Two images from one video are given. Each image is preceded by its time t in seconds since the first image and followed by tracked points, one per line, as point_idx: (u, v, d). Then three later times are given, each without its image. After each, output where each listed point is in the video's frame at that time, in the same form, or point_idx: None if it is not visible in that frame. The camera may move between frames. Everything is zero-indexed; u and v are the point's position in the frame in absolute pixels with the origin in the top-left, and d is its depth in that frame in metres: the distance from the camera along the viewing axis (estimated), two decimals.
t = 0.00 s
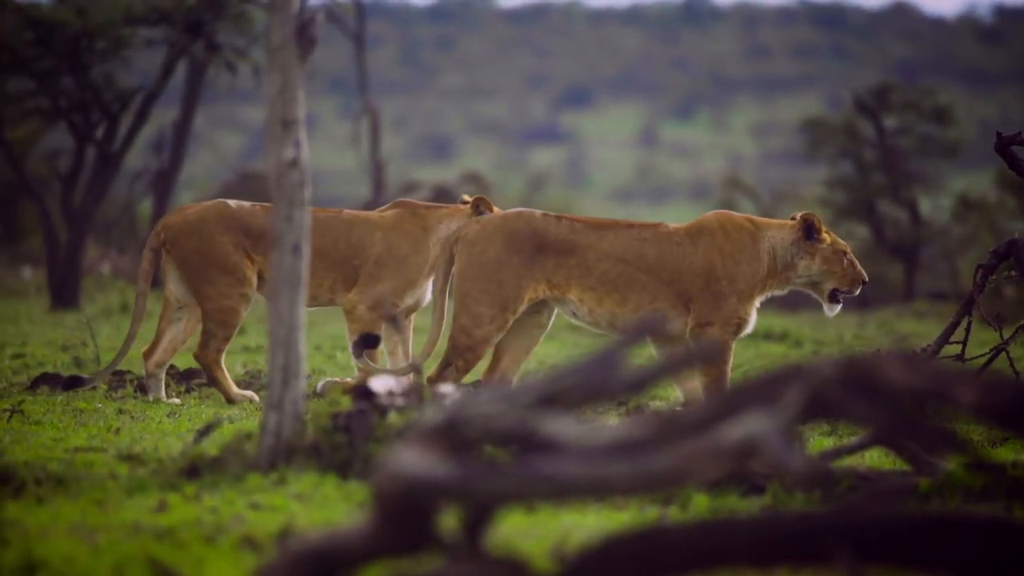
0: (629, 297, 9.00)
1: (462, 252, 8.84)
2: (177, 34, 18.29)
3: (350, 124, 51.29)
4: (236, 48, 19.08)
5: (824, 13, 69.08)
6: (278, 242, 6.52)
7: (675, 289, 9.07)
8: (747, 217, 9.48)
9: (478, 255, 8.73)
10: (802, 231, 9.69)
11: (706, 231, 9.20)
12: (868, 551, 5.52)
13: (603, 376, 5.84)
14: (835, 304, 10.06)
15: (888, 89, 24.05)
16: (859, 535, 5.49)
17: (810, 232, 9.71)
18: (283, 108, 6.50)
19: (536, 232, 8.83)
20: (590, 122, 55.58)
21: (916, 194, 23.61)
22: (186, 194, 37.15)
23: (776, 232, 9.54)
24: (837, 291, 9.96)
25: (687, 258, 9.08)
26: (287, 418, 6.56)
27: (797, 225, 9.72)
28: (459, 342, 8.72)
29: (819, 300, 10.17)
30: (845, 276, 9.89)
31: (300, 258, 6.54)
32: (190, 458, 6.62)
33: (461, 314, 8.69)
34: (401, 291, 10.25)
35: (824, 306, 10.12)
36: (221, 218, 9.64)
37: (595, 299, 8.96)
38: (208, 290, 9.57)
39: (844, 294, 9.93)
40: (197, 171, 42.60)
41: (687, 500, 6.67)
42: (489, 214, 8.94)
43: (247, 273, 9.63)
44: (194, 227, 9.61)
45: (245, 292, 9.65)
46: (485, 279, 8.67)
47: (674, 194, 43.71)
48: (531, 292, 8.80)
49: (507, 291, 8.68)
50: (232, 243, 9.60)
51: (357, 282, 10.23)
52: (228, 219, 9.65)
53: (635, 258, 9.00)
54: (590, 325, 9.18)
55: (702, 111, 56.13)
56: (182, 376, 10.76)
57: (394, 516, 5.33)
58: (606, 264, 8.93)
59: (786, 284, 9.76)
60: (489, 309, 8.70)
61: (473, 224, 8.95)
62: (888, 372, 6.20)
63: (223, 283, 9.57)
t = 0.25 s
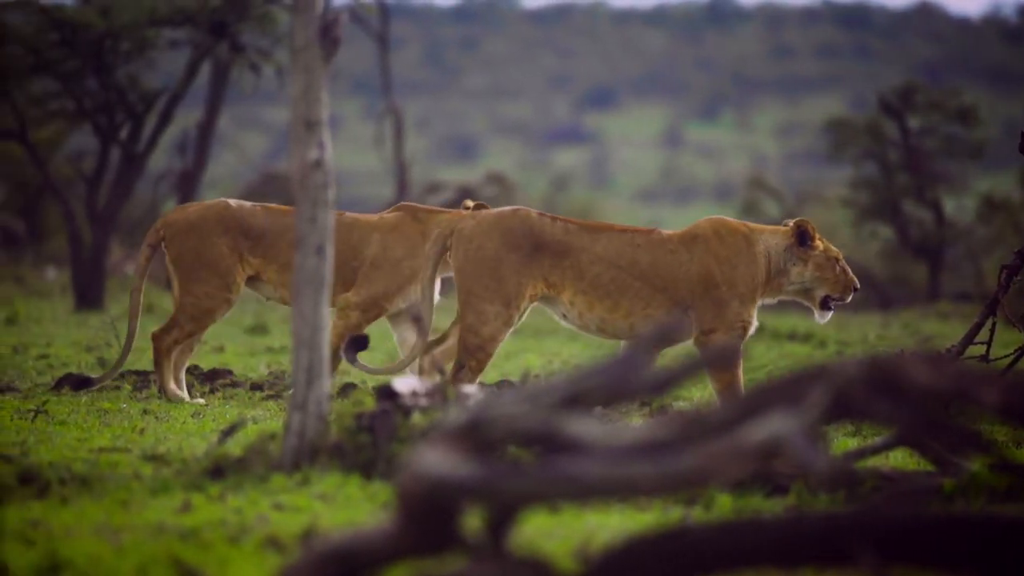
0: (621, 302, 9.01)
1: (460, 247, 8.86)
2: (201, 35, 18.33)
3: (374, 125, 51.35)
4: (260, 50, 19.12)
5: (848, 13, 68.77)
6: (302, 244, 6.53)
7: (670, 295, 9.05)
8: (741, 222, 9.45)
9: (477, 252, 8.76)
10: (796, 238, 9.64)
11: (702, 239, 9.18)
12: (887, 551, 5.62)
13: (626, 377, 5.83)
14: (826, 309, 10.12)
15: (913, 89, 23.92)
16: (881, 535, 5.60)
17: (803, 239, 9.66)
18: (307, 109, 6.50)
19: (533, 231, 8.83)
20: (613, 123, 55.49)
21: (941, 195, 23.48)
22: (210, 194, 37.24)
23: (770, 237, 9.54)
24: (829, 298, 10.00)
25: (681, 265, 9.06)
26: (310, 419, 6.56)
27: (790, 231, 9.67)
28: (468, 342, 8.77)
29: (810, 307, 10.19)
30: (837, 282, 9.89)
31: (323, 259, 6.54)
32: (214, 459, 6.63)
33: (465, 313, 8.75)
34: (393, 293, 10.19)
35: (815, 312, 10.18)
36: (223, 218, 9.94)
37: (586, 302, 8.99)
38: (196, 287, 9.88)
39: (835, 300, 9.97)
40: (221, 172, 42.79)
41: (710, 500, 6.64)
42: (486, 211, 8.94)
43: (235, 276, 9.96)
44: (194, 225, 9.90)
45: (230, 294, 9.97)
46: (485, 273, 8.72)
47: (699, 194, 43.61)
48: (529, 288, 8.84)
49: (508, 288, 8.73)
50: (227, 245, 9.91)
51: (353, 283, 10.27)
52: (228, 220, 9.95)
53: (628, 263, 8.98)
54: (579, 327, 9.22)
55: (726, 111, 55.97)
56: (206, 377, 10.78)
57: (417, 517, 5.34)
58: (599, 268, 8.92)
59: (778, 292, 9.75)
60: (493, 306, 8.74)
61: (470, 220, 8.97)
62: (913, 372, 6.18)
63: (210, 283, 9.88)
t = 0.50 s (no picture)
0: (610, 311, 8.86)
1: (452, 252, 8.52)
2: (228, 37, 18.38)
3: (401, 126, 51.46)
4: (287, 51, 19.16)
5: (875, 13, 68.49)
6: (328, 244, 6.54)
7: (663, 303, 8.93)
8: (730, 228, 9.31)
9: (471, 257, 8.46)
10: (785, 241, 9.48)
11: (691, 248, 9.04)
12: (912, 550, 5.64)
13: (653, 378, 5.84)
14: (820, 311, 9.93)
15: (940, 89, 23.80)
16: (904, 534, 5.62)
17: (794, 242, 9.50)
18: (333, 110, 6.50)
19: (523, 237, 8.61)
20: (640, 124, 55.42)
21: (969, 195, 23.35)
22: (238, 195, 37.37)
23: (761, 243, 9.37)
24: (821, 300, 9.82)
25: (672, 272, 8.94)
26: (337, 420, 6.56)
27: (781, 234, 9.51)
28: (479, 348, 8.42)
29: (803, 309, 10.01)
30: (829, 284, 9.74)
31: (350, 260, 6.54)
32: (240, 460, 6.63)
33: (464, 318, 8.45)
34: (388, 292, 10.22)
35: (808, 315, 9.98)
36: (223, 223, 9.93)
37: (576, 311, 8.81)
38: (178, 291, 9.85)
39: (828, 302, 9.79)
40: (248, 173, 42.97)
41: (736, 501, 6.61)
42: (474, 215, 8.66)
43: (219, 283, 9.90)
44: (188, 229, 9.91)
45: (210, 300, 9.89)
46: (481, 276, 8.44)
47: (726, 195, 43.53)
48: (523, 290, 8.59)
49: (505, 291, 8.46)
50: (217, 250, 9.88)
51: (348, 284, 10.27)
52: (225, 225, 9.92)
53: (615, 271, 8.83)
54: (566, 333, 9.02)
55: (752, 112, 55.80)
56: (232, 377, 10.81)
57: (444, 517, 5.33)
58: (588, 276, 8.76)
59: (769, 296, 9.58)
60: (492, 310, 8.45)
61: (459, 223, 8.63)
62: (940, 372, 6.24)
63: (193, 289, 9.84)
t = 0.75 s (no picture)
0: (597, 308, 8.82)
1: (446, 267, 8.47)
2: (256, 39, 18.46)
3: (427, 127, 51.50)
4: (312, 52, 19.17)
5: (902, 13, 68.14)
6: (354, 245, 6.54)
7: (649, 299, 8.87)
8: (716, 225, 9.26)
9: (466, 270, 8.40)
10: (774, 236, 9.44)
11: (678, 247, 8.97)
12: (935, 550, 5.67)
13: (680, 381, 5.82)
14: (801, 308, 9.92)
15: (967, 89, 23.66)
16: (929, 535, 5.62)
17: (782, 238, 9.47)
18: (360, 111, 6.51)
19: (510, 241, 8.58)
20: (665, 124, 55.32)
21: (996, 196, 23.21)
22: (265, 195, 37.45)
23: (747, 240, 9.33)
24: (805, 296, 9.80)
25: (657, 269, 8.87)
26: (363, 421, 6.55)
27: (769, 229, 9.47)
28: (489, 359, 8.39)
29: (784, 305, 10.01)
30: (814, 282, 9.71)
31: (377, 261, 6.54)
32: (267, 461, 6.65)
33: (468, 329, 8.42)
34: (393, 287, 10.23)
35: (789, 310, 9.99)
36: (215, 232, 9.97)
37: (562, 310, 8.77)
38: (159, 300, 9.79)
39: (810, 300, 9.77)
40: (274, 174, 43.11)
41: (763, 502, 6.59)
42: (459, 225, 8.61)
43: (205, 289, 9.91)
44: (179, 237, 9.90)
45: (188, 308, 9.86)
46: (479, 286, 8.39)
47: (752, 196, 43.42)
48: (517, 294, 8.54)
49: (505, 298, 8.43)
50: (207, 259, 9.90)
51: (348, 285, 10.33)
52: (216, 233, 9.96)
53: (601, 267, 8.79)
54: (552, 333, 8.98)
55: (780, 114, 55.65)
56: (259, 377, 10.85)
57: (472, 516, 5.33)
58: (574, 274, 8.72)
59: (755, 290, 9.58)
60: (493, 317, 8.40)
61: (445, 238, 8.58)
62: (968, 372, 6.20)
63: (176, 296, 9.80)
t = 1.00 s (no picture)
0: (584, 302, 8.82)
1: (439, 262, 8.45)
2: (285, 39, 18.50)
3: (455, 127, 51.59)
4: (341, 52, 19.18)
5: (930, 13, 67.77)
6: (383, 245, 6.55)
7: (632, 293, 8.86)
8: (705, 218, 9.22)
9: (460, 265, 8.40)
10: (763, 229, 9.44)
11: (665, 240, 8.96)
12: (961, 549, 5.69)
13: (708, 381, 5.81)
14: (790, 299, 9.96)
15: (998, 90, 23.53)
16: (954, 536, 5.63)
17: (771, 231, 9.47)
18: (388, 112, 6.52)
19: (502, 235, 8.57)
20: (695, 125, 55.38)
21: None
22: (293, 196, 37.55)
23: (735, 234, 9.29)
24: (793, 287, 9.83)
25: (642, 263, 8.84)
26: (391, 421, 6.54)
27: (758, 222, 9.46)
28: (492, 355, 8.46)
29: (773, 295, 10.01)
30: (802, 273, 9.72)
31: (405, 261, 6.55)
32: (295, 461, 6.65)
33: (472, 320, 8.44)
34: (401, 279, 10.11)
35: (777, 301, 10.03)
36: (212, 229, 9.61)
37: (550, 304, 8.76)
38: (158, 299, 9.66)
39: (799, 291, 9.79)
40: (302, 174, 43.32)
41: (791, 503, 6.56)
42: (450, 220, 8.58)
43: (203, 287, 9.61)
44: (176, 236, 9.63)
45: (188, 305, 9.65)
46: (476, 281, 8.40)
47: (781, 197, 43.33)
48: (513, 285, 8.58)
49: (503, 290, 8.47)
50: (204, 256, 9.58)
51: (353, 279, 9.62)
52: (214, 230, 9.60)
53: (589, 261, 8.77)
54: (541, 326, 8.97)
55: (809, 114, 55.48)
56: (288, 378, 10.86)
57: (501, 516, 5.32)
58: (562, 268, 8.71)
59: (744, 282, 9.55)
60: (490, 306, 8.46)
61: (436, 231, 8.55)
62: (997, 373, 6.17)
63: (175, 295, 9.61)
